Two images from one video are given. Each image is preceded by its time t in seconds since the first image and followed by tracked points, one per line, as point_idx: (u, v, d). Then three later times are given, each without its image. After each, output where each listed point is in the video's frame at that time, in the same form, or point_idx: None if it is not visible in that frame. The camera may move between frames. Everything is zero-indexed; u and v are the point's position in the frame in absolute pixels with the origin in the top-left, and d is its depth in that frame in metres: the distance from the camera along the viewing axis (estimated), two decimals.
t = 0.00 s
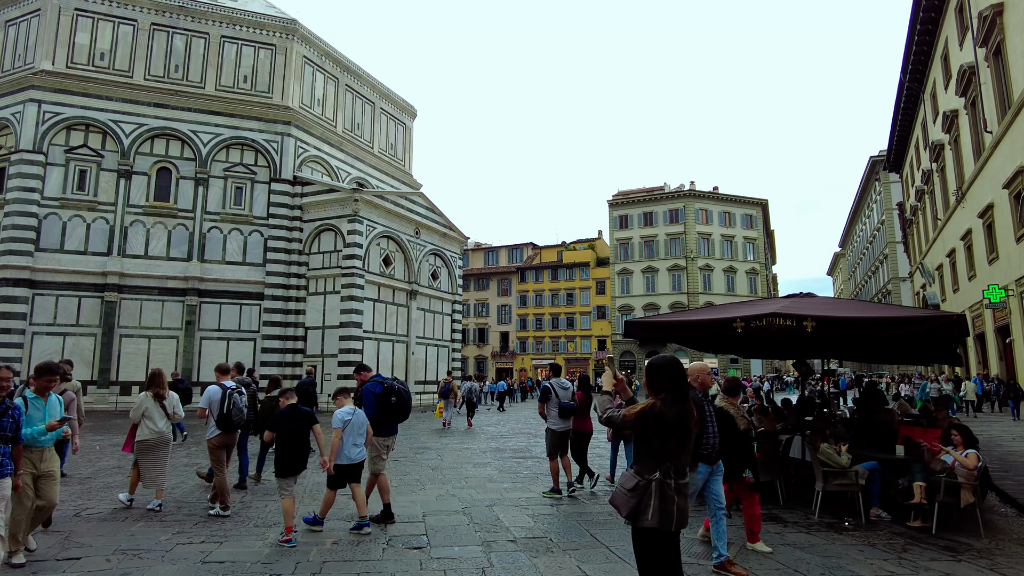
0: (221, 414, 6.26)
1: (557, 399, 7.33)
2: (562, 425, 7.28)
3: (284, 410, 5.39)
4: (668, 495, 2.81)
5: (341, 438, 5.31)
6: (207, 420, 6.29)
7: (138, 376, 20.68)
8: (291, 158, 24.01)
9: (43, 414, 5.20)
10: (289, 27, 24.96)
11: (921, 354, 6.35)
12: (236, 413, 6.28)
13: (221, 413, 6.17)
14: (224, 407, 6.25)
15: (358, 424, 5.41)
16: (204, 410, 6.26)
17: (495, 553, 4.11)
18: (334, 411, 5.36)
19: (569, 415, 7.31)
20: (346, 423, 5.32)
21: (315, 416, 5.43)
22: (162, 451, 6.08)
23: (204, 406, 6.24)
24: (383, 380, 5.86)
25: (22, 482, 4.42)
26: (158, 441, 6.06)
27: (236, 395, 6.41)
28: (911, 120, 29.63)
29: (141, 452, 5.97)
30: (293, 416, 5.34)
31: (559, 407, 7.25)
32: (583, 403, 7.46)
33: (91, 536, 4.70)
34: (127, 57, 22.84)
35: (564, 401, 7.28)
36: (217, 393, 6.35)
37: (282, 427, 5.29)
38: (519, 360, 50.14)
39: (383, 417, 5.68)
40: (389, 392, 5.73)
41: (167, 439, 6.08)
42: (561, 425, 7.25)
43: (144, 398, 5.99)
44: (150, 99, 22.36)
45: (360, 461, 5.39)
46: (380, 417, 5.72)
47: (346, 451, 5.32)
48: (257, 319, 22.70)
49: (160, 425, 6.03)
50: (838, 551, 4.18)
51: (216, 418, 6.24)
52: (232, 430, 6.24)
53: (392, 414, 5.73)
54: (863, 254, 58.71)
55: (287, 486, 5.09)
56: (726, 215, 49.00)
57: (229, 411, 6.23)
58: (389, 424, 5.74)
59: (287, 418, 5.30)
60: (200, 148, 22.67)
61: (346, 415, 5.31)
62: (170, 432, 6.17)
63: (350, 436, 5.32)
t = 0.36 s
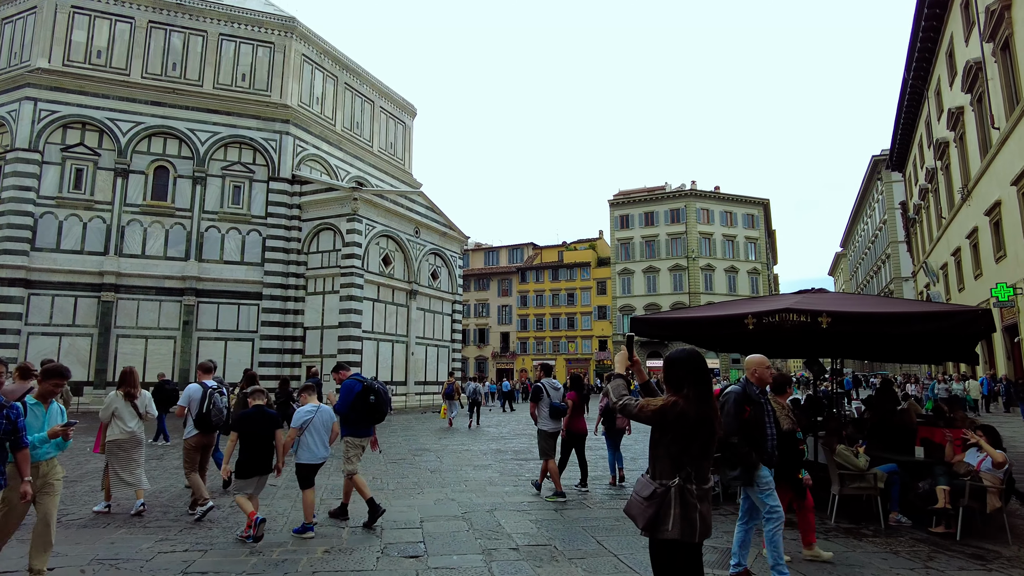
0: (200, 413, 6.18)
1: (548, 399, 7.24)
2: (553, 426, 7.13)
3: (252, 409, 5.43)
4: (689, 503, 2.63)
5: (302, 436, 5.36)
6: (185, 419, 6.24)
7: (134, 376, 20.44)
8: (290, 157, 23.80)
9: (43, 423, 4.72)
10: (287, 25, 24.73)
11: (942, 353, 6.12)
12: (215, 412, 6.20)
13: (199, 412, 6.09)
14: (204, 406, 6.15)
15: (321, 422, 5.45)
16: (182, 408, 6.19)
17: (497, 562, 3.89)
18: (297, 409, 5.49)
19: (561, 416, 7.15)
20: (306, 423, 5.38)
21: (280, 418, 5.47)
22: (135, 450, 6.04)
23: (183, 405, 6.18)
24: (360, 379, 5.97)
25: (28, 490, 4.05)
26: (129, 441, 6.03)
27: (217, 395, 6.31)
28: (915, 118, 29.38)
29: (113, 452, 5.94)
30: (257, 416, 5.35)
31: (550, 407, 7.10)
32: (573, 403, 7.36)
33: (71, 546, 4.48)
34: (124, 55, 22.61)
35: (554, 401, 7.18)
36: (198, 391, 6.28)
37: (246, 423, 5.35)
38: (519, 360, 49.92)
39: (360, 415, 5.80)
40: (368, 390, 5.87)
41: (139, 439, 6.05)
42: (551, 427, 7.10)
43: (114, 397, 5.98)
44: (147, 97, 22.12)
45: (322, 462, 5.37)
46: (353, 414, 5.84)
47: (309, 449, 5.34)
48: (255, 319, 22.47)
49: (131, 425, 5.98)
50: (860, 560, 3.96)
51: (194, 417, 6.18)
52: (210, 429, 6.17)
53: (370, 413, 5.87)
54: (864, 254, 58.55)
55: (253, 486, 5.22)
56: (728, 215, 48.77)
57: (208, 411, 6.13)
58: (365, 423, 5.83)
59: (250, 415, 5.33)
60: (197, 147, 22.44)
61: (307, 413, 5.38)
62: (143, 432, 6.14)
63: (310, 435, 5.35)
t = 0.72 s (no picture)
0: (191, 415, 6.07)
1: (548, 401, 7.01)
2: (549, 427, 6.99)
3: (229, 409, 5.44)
4: (727, 524, 2.48)
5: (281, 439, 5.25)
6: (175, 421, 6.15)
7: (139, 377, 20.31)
8: (294, 156, 23.65)
9: (60, 426, 4.37)
10: (292, 23, 24.59)
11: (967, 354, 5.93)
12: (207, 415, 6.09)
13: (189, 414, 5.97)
14: (195, 408, 6.03)
15: (302, 426, 5.34)
16: (173, 410, 6.03)
17: None
18: (278, 411, 5.34)
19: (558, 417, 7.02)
20: (285, 426, 5.26)
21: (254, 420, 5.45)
22: (115, 456, 5.99)
23: (174, 406, 6.06)
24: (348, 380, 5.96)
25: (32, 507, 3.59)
26: (113, 444, 5.97)
27: (209, 397, 6.18)
28: (925, 115, 29.03)
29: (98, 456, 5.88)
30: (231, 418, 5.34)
31: (549, 409, 6.94)
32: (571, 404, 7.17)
33: (63, 557, 4.29)
34: (128, 54, 22.51)
35: (554, 403, 6.97)
36: (189, 393, 6.14)
37: (222, 425, 5.33)
38: (525, 360, 49.73)
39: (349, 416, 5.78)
40: (356, 391, 5.86)
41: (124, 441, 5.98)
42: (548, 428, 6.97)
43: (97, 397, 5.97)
44: (151, 96, 22.02)
45: (301, 465, 5.25)
46: (343, 415, 5.85)
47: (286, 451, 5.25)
48: (260, 319, 22.32)
49: (114, 428, 5.93)
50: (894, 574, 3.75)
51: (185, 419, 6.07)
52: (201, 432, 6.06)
53: (359, 412, 5.87)
54: (872, 253, 58.13)
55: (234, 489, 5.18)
56: (735, 213, 48.42)
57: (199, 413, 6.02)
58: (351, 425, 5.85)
59: (226, 419, 5.29)
60: (202, 146, 22.32)
61: (285, 417, 5.25)
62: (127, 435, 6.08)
63: (289, 437, 5.24)
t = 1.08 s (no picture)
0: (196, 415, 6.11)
1: (560, 403, 6.96)
2: (562, 429, 6.90)
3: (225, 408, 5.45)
4: (805, 543, 2.31)
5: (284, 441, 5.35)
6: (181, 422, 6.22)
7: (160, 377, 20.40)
8: (314, 157, 23.67)
9: (106, 429, 3.68)
10: (311, 24, 24.61)
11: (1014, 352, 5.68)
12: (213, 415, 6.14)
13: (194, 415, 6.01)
14: (199, 409, 6.07)
15: (302, 427, 5.44)
16: (178, 412, 6.13)
17: None
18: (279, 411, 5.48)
19: (570, 420, 6.96)
20: (289, 424, 5.37)
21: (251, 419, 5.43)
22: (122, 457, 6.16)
23: (179, 408, 6.12)
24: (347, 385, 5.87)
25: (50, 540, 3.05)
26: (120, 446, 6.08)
27: (213, 398, 6.20)
28: (954, 110, 28.29)
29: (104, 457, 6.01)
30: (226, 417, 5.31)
31: (561, 411, 6.89)
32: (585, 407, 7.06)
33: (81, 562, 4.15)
34: (149, 57, 22.66)
35: (566, 405, 6.91)
36: (193, 394, 6.21)
37: (220, 423, 5.33)
38: (544, 361, 49.49)
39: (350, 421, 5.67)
40: (354, 396, 5.74)
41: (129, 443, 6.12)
42: (561, 430, 6.88)
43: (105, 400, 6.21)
44: (171, 98, 22.14)
45: (305, 464, 5.38)
46: (341, 420, 5.71)
47: (290, 452, 5.34)
48: (280, 320, 22.34)
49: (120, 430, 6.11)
50: None
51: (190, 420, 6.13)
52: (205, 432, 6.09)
53: (359, 418, 5.75)
54: (897, 252, 57.07)
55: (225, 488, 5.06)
56: (756, 213, 47.75)
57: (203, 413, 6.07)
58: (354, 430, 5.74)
59: (224, 415, 5.30)
60: (221, 147, 22.40)
61: (289, 415, 5.38)
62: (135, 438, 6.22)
63: (291, 436, 5.37)
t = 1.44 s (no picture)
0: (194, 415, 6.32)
1: (562, 405, 6.95)
2: (565, 431, 6.89)
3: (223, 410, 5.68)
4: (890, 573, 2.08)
5: (276, 443, 5.39)
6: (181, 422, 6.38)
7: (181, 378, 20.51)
8: (333, 158, 23.68)
9: (160, 449, 3.26)
10: (329, 25, 24.65)
11: None
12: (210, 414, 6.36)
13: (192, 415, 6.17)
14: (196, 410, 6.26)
15: (293, 427, 5.46)
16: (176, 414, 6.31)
17: None
18: (272, 415, 5.54)
19: (575, 421, 6.93)
20: (278, 428, 5.42)
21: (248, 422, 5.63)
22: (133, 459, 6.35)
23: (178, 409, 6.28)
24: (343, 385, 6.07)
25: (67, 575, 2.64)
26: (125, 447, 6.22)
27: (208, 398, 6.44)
28: (985, 104, 27.56)
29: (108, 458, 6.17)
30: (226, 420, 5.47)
31: (564, 413, 6.88)
32: (591, 408, 7.00)
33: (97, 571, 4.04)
34: (170, 60, 22.82)
35: (569, 407, 6.90)
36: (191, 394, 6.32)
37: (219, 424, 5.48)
38: (563, 361, 49.23)
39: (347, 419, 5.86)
40: (351, 394, 6.00)
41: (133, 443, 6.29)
42: (565, 432, 6.87)
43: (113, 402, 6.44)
44: (191, 101, 22.28)
45: (298, 466, 5.37)
46: (342, 417, 5.88)
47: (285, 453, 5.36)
48: (300, 321, 22.35)
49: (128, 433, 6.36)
50: None
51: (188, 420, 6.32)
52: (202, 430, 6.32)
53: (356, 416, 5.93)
54: (923, 251, 55.93)
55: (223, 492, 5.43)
56: (778, 211, 47.04)
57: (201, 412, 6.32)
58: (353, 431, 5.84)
59: (223, 418, 5.45)
60: (241, 149, 22.49)
61: (278, 419, 5.44)
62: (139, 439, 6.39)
63: (284, 437, 5.39)
